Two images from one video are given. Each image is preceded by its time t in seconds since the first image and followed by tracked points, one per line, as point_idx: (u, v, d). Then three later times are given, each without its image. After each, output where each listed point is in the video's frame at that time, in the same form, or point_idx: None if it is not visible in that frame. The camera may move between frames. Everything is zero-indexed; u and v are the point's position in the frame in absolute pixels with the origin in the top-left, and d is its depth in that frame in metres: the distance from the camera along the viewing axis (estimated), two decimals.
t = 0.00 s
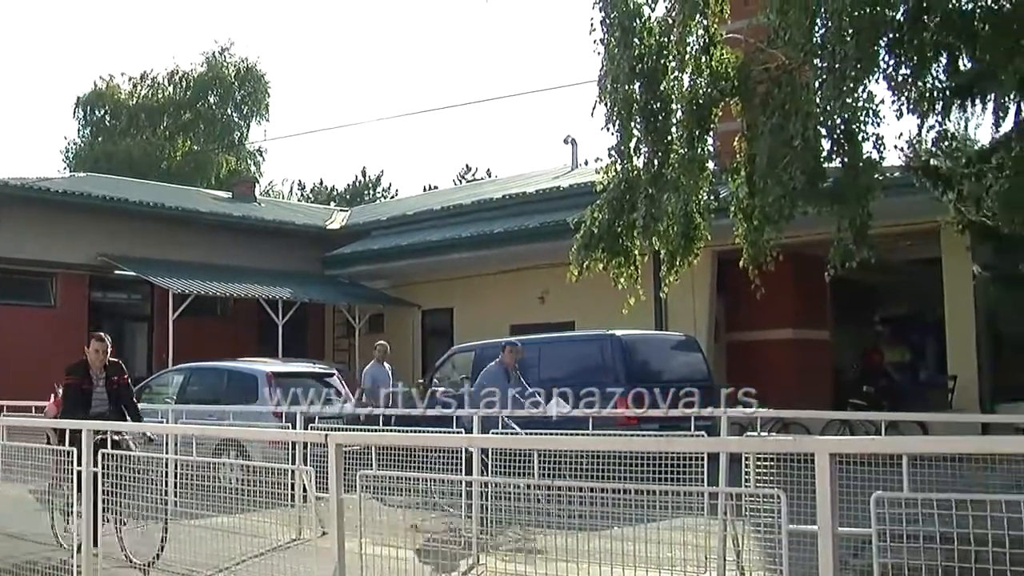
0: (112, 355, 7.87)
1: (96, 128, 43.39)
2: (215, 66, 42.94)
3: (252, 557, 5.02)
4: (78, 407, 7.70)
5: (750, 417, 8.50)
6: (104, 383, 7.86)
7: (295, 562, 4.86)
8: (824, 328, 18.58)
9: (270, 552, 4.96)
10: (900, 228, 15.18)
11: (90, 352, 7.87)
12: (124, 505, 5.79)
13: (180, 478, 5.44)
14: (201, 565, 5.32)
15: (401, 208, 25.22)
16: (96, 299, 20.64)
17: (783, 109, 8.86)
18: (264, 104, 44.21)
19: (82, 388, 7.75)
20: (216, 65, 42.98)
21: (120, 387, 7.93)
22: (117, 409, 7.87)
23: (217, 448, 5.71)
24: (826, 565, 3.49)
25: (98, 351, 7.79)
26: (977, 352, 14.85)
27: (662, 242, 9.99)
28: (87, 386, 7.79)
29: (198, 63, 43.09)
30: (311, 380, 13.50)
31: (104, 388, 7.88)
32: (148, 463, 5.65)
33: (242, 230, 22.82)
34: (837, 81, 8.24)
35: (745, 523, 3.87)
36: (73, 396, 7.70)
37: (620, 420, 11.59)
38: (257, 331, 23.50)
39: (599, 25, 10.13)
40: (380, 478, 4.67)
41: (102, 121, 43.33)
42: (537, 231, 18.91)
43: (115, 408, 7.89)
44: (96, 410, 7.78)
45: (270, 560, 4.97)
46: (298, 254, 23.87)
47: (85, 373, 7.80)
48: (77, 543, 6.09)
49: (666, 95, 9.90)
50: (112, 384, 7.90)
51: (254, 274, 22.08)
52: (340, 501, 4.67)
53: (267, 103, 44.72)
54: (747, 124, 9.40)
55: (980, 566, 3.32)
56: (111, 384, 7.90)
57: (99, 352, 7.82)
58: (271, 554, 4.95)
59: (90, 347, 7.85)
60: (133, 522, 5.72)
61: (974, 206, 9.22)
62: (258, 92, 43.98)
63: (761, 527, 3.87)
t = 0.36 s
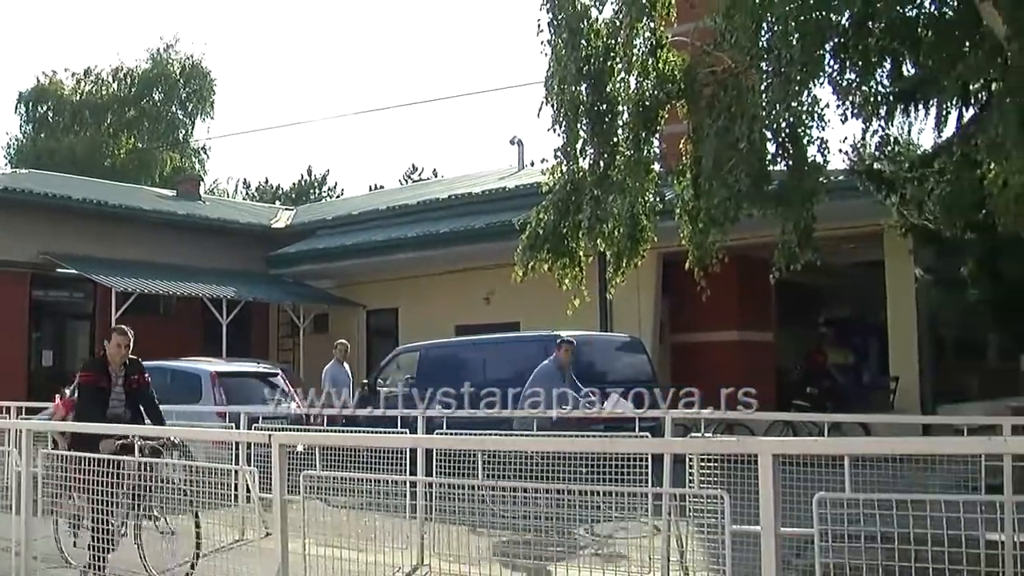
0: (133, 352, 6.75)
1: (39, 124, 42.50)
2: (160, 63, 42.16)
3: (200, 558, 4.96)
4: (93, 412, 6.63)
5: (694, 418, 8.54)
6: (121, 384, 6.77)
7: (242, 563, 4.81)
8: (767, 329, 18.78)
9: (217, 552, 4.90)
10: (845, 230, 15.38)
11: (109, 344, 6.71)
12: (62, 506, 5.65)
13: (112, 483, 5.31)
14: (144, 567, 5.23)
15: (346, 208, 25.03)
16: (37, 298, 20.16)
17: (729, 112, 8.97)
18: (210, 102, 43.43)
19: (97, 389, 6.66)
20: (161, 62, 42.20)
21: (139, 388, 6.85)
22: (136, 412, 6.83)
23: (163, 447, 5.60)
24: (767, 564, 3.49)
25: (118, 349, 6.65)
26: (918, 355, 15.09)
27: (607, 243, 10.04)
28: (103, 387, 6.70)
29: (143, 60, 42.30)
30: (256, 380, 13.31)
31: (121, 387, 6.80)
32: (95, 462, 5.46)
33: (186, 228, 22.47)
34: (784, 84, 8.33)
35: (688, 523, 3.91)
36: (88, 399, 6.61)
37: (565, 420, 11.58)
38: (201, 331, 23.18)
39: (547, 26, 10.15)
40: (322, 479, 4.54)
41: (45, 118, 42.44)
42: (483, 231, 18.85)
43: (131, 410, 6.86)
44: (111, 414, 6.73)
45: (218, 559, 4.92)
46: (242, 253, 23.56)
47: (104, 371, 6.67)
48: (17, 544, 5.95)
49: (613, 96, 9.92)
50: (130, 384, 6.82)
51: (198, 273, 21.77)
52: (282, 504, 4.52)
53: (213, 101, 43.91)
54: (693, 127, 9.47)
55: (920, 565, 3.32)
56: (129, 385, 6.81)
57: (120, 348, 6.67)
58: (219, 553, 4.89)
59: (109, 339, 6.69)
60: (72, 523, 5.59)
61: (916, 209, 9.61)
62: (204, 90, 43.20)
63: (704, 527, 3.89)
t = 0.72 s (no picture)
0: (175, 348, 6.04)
1: None
2: (106, 59, 41.20)
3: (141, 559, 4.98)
4: (130, 416, 5.90)
5: (641, 418, 8.56)
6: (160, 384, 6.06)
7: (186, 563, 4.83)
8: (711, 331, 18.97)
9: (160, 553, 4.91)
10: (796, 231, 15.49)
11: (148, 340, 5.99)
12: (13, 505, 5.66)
13: (70, 485, 5.27)
14: (96, 571, 5.13)
15: (292, 207, 24.76)
16: None
17: (676, 114, 9.02)
18: (156, 98, 42.51)
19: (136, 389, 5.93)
20: (107, 58, 41.26)
21: (177, 388, 6.16)
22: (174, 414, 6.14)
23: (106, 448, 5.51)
24: (711, 565, 3.49)
25: (160, 346, 5.95)
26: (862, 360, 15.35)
27: (554, 243, 10.06)
28: (141, 388, 5.97)
29: (88, 56, 41.40)
30: (199, 379, 13.09)
31: (157, 386, 6.10)
32: (93, 464, 5.18)
33: (129, 226, 22.07)
34: (730, 87, 8.33)
35: (632, 525, 3.89)
36: (125, 401, 5.88)
37: (509, 424, 11.43)
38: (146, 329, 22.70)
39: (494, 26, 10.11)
40: (266, 479, 4.56)
41: None
42: (431, 232, 18.75)
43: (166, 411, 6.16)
44: (148, 416, 6.04)
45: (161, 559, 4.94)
46: (186, 252, 23.20)
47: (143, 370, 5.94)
48: None
49: (560, 97, 9.89)
50: (168, 384, 6.11)
51: (141, 271, 21.41)
52: (228, 507, 4.56)
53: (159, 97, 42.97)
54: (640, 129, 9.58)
55: (862, 566, 3.34)
56: (167, 385, 6.11)
57: (162, 343, 5.96)
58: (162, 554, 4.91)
59: (147, 333, 5.97)
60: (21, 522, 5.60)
61: (862, 213, 10.03)
62: (150, 86, 42.29)
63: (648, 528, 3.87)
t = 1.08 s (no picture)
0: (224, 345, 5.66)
1: None
2: (44, 54, 40.25)
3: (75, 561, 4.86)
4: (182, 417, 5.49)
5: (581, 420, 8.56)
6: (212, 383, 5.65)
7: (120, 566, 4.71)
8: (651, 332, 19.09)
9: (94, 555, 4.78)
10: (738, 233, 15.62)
11: (195, 337, 5.61)
12: None
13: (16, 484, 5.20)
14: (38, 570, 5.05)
15: (231, 205, 24.41)
16: None
17: (617, 116, 9.04)
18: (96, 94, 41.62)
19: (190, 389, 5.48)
20: (45, 53, 40.29)
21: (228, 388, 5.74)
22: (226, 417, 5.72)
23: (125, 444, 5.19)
24: (649, 565, 3.49)
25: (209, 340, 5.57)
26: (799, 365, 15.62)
27: (496, 244, 10.06)
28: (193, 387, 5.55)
29: (25, 50, 40.38)
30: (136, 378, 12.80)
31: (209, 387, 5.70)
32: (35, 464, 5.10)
33: (63, 223, 21.56)
34: (672, 89, 8.39)
35: (572, 524, 3.82)
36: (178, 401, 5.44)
37: (447, 424, 11.44)
38: (85, 328, 22.26)
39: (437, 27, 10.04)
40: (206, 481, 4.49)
41: None
42: (372, 232, 18.61)
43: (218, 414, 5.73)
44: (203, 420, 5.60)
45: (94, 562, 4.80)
46: (123, 250, 22.74)
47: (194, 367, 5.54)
48: None
49: (502, 99, 9.86)
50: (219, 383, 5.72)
51: (75, 269, 20.94)
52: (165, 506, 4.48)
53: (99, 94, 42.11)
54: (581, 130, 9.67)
55: (798, 566, 3.36)
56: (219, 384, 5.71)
57: (211, 339, 5.59)
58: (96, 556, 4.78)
59: (196, 329, 5.59)
60: None
61: (801, 215, 10.09)
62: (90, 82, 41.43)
63: (588, 528, 3.80)
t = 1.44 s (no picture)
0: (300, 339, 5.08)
1: None
2: None
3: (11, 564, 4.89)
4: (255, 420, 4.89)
5: (526, 421, 8.56)
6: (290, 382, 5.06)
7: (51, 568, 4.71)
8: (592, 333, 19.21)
9: (29, 557, 4.82)
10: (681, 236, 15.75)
11: (268, 330, 5.05)
12: None
13: None
14: None
15: (174, 203, 24.01)
16: None
17: (561, 117, 9.04)
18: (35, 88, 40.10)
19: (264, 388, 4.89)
20: None
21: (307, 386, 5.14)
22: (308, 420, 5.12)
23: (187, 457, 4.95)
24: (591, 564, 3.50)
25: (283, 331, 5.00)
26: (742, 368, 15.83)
27: (439, 244, 10.01)
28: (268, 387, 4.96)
29: None
30: (75, 377, 12.58)
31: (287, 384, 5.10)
32: None
33: None
34: (616, 91, 8.39)
35: (515, 527, 3.73)
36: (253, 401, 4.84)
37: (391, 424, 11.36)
38: (23, 328, 21.79)
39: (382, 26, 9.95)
40: (143, 481, 4.43)
41: None
42: (314, 230, 18.44)
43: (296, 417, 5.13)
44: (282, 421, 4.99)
45: (28, 565, 4.83)
46: (60, 248, 22.29)
47: (268, 363, 4.94)
48: None
49: (447, 99, 9.77)
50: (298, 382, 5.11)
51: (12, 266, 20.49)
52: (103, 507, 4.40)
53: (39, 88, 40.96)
54: (526, 130, 9.71)
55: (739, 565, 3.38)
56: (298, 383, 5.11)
57: (285, 332, 5.02)
58: (32, 559, 4.81)
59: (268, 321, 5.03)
60: None
61: (744, 217, 10.22)
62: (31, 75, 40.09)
63: (530, 529, 3.71)
